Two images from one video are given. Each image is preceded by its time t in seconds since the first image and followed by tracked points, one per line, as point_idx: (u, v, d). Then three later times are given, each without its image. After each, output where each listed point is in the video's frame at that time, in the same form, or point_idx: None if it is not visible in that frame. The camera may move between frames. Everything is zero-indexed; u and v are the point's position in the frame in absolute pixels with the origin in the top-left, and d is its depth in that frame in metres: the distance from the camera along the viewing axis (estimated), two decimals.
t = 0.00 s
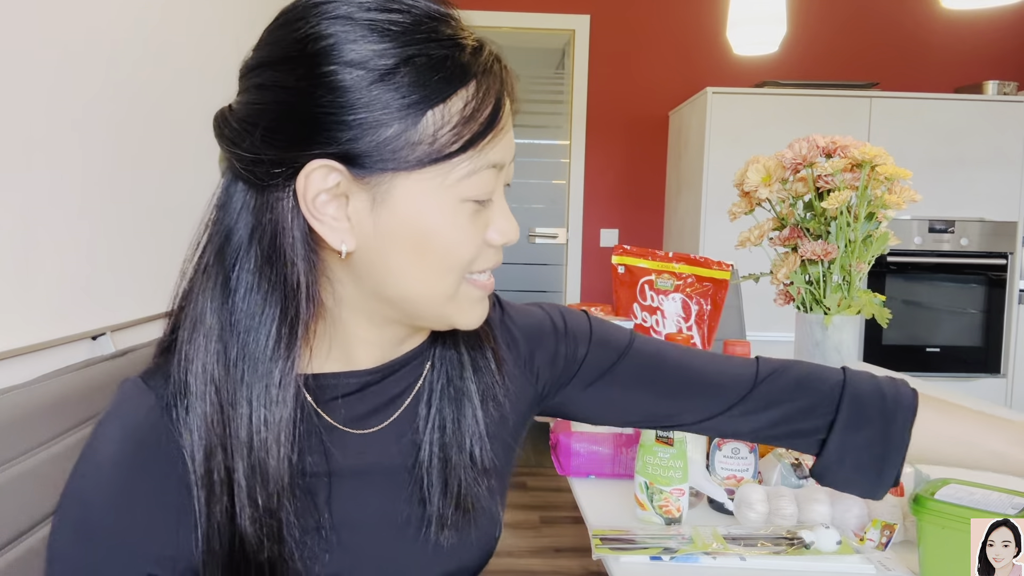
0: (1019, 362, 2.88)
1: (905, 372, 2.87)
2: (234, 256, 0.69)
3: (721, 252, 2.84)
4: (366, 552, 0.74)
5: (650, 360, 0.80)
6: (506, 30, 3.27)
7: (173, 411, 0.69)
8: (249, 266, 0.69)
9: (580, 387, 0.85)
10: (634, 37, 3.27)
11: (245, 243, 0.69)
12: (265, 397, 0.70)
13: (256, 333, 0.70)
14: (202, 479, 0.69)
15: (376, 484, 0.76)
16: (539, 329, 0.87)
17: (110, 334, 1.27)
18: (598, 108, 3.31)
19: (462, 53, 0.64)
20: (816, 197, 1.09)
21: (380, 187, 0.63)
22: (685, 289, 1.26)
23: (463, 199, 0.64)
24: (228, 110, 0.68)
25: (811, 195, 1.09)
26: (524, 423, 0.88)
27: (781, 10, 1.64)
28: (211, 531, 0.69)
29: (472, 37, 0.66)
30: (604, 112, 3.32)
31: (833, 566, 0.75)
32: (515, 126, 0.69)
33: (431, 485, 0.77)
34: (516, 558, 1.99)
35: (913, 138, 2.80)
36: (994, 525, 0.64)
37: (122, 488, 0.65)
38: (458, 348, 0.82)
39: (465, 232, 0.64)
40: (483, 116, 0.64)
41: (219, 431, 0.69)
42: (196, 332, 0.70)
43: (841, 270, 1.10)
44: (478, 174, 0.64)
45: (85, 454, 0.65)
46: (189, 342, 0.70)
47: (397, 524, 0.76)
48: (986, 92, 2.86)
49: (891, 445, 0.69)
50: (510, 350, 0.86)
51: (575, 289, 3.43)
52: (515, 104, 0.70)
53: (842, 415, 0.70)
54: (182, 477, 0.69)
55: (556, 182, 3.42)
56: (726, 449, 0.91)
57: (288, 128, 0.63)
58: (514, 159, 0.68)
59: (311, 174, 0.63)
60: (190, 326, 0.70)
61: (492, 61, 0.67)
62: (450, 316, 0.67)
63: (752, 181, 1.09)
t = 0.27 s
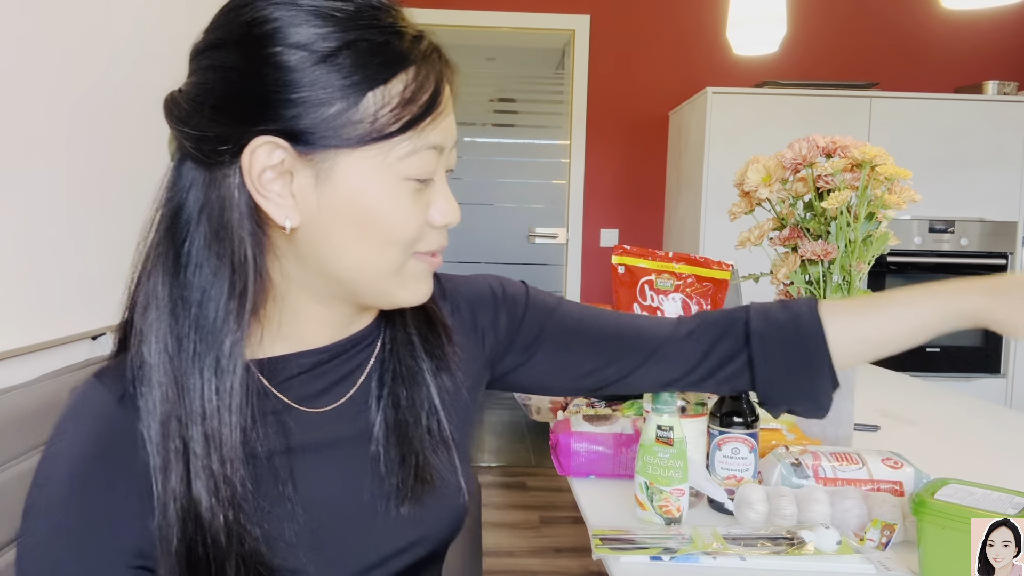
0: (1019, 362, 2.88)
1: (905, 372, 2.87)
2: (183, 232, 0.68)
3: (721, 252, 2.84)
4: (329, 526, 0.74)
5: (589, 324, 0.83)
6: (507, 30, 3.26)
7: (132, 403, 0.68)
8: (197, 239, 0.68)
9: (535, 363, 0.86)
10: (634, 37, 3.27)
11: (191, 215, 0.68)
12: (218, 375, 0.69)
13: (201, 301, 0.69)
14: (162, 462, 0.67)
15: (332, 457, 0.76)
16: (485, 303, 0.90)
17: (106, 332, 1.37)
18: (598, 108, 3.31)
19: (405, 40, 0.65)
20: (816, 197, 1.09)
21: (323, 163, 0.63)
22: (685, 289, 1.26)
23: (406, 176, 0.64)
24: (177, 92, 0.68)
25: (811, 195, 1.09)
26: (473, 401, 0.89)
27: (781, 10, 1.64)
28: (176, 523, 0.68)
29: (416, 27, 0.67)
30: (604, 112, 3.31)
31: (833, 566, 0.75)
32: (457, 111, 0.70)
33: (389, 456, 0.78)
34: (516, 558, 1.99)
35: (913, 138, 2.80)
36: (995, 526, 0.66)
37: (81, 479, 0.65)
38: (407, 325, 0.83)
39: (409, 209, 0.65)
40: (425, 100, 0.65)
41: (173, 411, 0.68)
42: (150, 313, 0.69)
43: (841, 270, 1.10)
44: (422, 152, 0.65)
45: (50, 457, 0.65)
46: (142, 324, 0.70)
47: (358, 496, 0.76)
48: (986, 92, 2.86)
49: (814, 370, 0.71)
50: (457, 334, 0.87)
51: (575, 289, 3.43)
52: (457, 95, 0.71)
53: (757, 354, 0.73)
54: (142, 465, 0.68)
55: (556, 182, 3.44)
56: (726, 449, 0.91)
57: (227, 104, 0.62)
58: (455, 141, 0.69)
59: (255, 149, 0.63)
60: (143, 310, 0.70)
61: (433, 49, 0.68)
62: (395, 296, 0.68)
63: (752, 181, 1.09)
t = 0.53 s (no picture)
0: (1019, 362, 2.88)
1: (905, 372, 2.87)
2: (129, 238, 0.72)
3: (721, 252, 2.84)
4: (276, 526, 0.75)
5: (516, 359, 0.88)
6: (507, 29, 3.26)
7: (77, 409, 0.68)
8: (150, 245, 0.72)
9: (477, 379, 0.90)
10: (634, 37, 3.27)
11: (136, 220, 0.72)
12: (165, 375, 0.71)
13: (143, 304, 0.72)
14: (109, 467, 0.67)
15: (277, 456, 0.76)
16: (442, 319, 0.93)
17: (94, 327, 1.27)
18: (598, 108, 3.31)
19: (292, 19, 0.64)
20: (816, 198, 1.09)
21: (197, 142, 0.63)
22: (685, 289, 1.27)
23: (277, 147, 0.63)
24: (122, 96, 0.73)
25: (811, 195, 1.09)
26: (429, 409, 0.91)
27: (781, 11, 1.64)
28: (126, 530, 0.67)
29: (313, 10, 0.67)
30: (604, 113, 3.32)
31: (833, 566, 0.75)
32: (358, 88, 0.68)
33: (330, 453, 0.79)
34: (516, 558, 1.99)
35: (913, 138, 2.80)
36: (994, 526, 0.66)
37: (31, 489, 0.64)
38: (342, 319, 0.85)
39: (289, 184, 0.63)
40: (303, 69, 0.63)
41: (116, 413, 0.69)
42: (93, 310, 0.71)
43: (841, 270, 1.10)
44: (298, 123, 0.63)
45: None
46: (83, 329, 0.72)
47: (305, 495, 0.77)
48: (986, 91, 2.86)
49: (702, 437, 0.75)
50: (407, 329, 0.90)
51: (575, 289, 3.43)
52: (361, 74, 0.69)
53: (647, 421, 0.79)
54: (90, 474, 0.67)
55: (556, 182, 3.43)
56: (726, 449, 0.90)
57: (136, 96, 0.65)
58: (356, 116, 0.67)
59: (144, 132, 0.65)
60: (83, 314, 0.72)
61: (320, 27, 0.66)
62: (287, 281, 0.66)
63: (752, 182, 1.09)
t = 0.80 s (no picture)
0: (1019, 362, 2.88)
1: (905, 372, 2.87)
2: (119, 254, 0.77)
3: (721, 252, 2.84)
4: (248, 528, 0.75)
5: (505, 388, 0.90)
6: (507, 30, 3.27)
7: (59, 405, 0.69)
8: (131, 257, 0.77)
9: (465, 397, 0.91)
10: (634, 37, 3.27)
11: (122, 238, 0.77)
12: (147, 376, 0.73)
13: (128, 309, 0.75)
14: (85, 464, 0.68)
15: (251, 458, 0.76)
16: (432, 326, 0.93)
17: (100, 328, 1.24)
18: (599, 108, 3.31)
19: (210, 14, 0.66)
20: (816, 197, 1.09)
21: (134, 138, 0.66)
22: (685, 289, 1.27)
23: (185, 138, 0.64)
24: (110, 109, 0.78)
25: (812, 195, 1.09)
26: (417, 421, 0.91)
27: (780, 11, 1.64)
28: (98, 530, 0.67)
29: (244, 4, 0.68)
30: (604, 113, 3.32)
31: (834, 566, 0.75)
32: (283, 74, 0.67)
33: (306, 456, 0.79)
34: (516, 558, 1.99)
35: (913, 138, 2.80)
36: (994, 526, 0.66)
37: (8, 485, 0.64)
38: (325, 323, 0.84)
39: (203, 176, 0.64)
40: (211, 57, 0.64)
41: (93, 412, 0.69)
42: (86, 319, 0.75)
43: (841, 270, 1.10)
44: (207, 113, 0.64)
45: None
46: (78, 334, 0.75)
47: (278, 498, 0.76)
48: (986, 91, 2.86)
49: (676, 488, 0.80)
50: (395, 337, 0.89)
51: (575, 289, 3.43)
52: (289, 60, 0.68)
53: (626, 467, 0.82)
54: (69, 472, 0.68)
55: (556, 182, 3.42)
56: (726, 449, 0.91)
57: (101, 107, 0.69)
58: (274, 103, 0.66)
59: (105, 138, 0.69)
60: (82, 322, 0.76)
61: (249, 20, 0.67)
62: (215, 273, 0.67)
63: (752, 182, 1.09)
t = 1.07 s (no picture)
0: (1018, 362, 2.88)
1: (905, 372, 2.87)
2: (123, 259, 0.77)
3: (721, 252, 2.84)
4: (251, 529, 0.75)
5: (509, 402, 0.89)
6: (507, 30, 3.27)
7: (61, 407, 0.69)
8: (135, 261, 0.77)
9: (467, 404, 0.90)
10: (634, 37, 3.27)
11: (125, 243, 0.77)
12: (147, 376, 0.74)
13: (132, 312, 0.76)
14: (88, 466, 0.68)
15: (254, 459, 0.76)
16: (435, 329, 0.92)
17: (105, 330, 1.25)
18: (598, 108, 3.32)
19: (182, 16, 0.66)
20: (816, 197, 1.09)
21: (120, 147, 0.67)
22: (685, 289, 1.27)
23: (161, 146, 0.65)
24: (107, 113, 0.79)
25: (812, 195, 1.09)
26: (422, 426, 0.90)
27: (780, 11, 1.64)
28: (101, 532, 0.68)
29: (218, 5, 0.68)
30: (604, 113, 3.32)
31: (833, 566, 0.76)
32: (257, 74, 0.67)
33: (309, 457, 0.79)
34: (516, 558, 1.99)
35: (913, 138, 2.80)
36: (994, 526, 0.66)
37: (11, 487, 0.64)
38: (328, 323, 0.84)
39: (181, 183, 0.64)
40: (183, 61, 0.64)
41: (98, 412, 0.69)
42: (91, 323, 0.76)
43: (841, 270, 1.10)
44: (181, 121, 0.64)
45: None
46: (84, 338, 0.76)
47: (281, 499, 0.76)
48: (986, 91, 2.86)
49: (667, 501, 0.80)
50: (399, 339, 0.89)
51: (574, 289, 3.43)
52: (263, 59, 0.68)
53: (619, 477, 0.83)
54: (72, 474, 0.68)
55: (556, 182, 3.42)
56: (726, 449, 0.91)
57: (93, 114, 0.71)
58: (248, 105, 0.66)
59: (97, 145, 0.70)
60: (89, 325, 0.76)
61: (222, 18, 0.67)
62: (202, 278, 0.67)
63: (752, 182, 1.09)
